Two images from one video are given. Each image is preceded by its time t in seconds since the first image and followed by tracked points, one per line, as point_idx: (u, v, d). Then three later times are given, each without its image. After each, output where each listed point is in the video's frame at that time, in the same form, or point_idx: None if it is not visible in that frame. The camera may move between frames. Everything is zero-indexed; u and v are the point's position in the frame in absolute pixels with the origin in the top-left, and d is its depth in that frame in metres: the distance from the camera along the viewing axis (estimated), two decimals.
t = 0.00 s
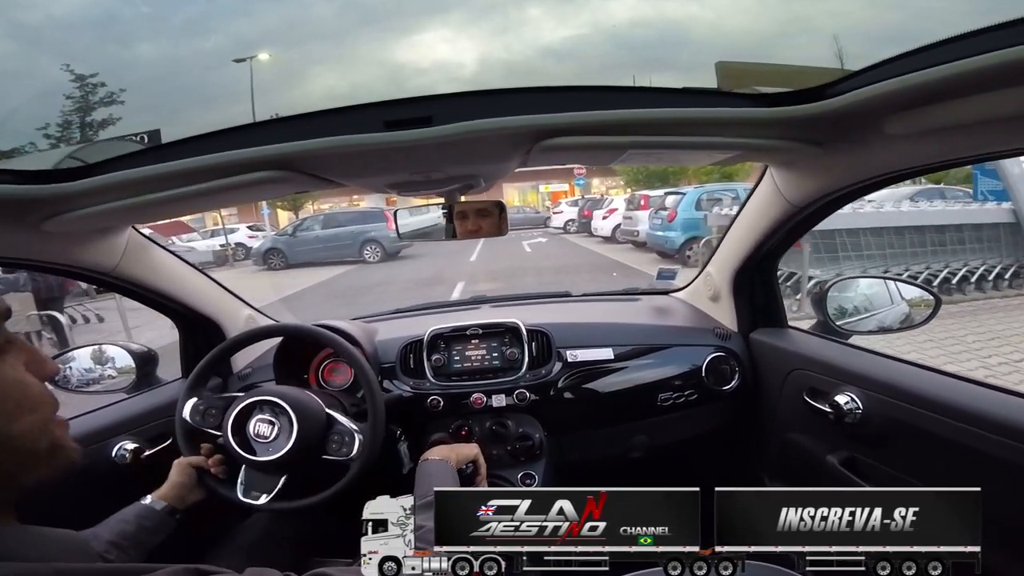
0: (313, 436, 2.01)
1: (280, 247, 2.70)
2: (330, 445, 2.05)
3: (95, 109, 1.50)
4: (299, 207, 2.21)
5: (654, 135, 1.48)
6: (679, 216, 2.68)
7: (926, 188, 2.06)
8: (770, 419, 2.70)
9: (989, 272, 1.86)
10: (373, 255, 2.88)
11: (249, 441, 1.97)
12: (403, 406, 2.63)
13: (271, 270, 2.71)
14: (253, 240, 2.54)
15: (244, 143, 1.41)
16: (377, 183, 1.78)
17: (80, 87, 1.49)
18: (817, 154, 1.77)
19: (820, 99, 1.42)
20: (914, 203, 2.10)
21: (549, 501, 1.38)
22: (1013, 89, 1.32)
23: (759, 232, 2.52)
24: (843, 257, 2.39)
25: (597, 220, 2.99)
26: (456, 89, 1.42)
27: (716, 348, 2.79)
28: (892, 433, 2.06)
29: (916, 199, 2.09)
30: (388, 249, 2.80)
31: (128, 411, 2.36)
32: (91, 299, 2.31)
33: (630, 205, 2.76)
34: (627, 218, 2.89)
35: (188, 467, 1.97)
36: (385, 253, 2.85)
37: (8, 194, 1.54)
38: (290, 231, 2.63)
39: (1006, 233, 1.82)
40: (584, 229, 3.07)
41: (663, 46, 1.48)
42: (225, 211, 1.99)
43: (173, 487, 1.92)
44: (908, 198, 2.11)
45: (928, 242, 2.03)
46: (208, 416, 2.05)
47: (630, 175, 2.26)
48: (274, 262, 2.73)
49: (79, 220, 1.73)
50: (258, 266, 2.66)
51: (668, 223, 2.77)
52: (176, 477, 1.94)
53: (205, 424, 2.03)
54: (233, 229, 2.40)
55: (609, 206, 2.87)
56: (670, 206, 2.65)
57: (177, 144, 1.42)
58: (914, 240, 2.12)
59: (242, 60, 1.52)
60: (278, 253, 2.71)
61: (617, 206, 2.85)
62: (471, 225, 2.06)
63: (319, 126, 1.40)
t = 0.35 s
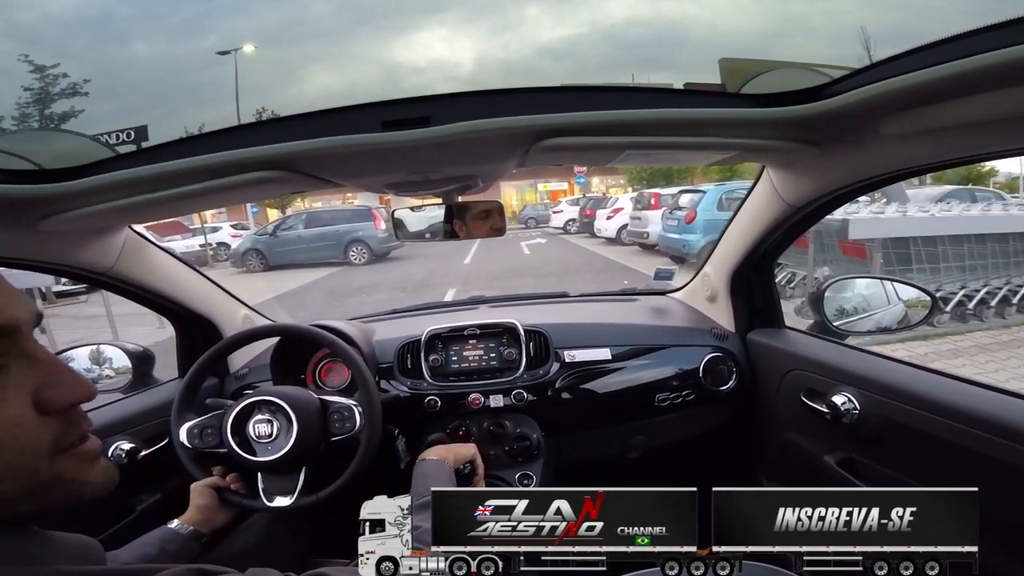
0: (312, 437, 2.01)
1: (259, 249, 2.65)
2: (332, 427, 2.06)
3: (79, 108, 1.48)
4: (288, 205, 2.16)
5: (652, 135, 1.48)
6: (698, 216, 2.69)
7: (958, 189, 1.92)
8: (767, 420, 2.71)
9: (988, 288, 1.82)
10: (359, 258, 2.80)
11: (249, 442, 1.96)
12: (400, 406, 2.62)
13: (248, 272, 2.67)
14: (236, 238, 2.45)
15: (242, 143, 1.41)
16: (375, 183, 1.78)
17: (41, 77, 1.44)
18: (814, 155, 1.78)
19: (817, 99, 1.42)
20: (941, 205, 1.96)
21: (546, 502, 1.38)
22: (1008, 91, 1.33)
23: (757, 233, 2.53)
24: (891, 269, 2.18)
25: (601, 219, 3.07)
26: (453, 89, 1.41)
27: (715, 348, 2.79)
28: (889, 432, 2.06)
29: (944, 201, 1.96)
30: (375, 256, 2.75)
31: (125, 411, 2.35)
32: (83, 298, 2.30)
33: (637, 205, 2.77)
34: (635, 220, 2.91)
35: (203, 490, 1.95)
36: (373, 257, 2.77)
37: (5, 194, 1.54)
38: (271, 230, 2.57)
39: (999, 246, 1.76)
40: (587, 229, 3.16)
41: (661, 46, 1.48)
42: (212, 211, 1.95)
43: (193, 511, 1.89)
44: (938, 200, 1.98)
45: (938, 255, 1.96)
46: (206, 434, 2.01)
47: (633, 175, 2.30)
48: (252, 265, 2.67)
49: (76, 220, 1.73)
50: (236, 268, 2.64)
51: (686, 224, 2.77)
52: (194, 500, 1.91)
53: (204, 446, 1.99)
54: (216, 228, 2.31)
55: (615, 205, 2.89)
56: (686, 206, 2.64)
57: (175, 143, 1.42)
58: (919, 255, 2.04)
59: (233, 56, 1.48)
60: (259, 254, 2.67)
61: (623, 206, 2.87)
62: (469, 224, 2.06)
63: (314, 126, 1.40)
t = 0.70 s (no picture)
0: (309, 436, 2.00)
1: (245, 250, 2.64)
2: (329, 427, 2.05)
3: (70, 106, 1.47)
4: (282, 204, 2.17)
5: (649, 135, 1.48)
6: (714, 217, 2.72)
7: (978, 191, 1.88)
8: (764, 418, 2.71)
9: (1012, 303, 1.75)
10: (349, 260, 2.84)
11: (247, 439, 1.97)
12: (398, 405, 2.62)
13: (233, 273, 2.66)
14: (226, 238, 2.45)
15: (237, 142, 1.40)
16: (372, 182, 1.77)
17: (12, 71, 1.45)
18: (810, 155, 1.78)
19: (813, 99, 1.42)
20: (964, 207, 1.91)
21: (543, 501, 1.38)
22: (1007, 90, 1.33)
23: (755, 232, 2.53)
24: (954, 280, 1.92)
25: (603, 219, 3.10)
26: (451, 87, 1.40)
27: (712, 347, 2.80)
28: (885, 431, 2.06)
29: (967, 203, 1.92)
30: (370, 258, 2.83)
31: (122, 409, 2.34)
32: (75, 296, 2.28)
33: (644, 205, 2.82)
34: (642, 220, 2.91)
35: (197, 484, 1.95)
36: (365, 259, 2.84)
37: None
38: (258, 230, 2.55)
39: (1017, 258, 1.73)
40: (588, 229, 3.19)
41: (661, 46, 1.47)
42: (204, 211, 1.96)
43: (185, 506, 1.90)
44: (960, 202, 1.94)
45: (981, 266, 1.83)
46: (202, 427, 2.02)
47: (634, 175, 2.32)
48: (238, 266, 2.67)
49: (71, 218, 1.72)
50: (221, 270, 2.63)
51: (701, 224, 2.79)
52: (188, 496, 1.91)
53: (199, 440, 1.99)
54: (206, 228, 2.31)
55: (619, 205, 2.89)
56: (698, 206, 2.72)
57: (171, 142, 1.41)
58: (973, 266, 1.85)
59: (223, 51, 1.43)
60: (245, 256, 2.66)
61: (629, 206, 2.87)
62: (466, 221, 2.07)
63: (310, 125, 1.39)
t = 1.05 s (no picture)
0: (308, 435, 2.00)
1: (239, 250, 2.62)
2: (328, 426, 2.05)
3: (69, 106, 1.47)
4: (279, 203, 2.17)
5: (647, 134, 1.48)
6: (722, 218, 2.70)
7: (988, 192, 1.88)
8: (763, 417, 2.71)
9: None
10: (345, 260, 2.80)
11: (246, 439, 1.97)
12: (398, 404, 2.62)
13: (227, 274, 2.65)
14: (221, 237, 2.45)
15: (233, 142, 1.40)
16: (371, 181, 1.77)
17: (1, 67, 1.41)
18: (808, 155, 1.79)
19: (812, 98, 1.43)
20: (974, 209, 1.92)
21: (540, 502, 1.38)
22: (1003, 90, 1.33)
23: (754, 232, 2.53)
24: (991, 289, 1.86)
25: (603, 220, 3.22)
26: (450, 87, 1.40)
27: (710, 345, 2.80)
28: (884, 431, 2.07)
29: (977, 207, 1.92)
30: (366, 258, 2.81)
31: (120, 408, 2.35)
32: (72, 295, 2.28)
33: (649, 206, 2.82)
34: (644, 220, 2.94)
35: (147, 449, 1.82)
36: (362, 259, 2.80)
37: None
38: (251, 229, 2.51)
39: None
40: (588, 230, 3.31)
41: (660, 47, 1.46)
42: (199, 211, 1.97)
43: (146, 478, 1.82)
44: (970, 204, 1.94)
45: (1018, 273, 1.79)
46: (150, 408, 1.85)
47: (637, 175, 2.33)
48: (231, 267, 2.65)
49: (70, 218, 1.72)
50: (215, 270, 2.64)
51: (707, 225, 2.79)
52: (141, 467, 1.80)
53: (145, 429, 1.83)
54: (200, 228, 2.30)
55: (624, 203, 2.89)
56: (704, 206, 2.72)
57: (168, 141, 1.41)
58: (1013, 272, 1.80)
59: (220, 49, 1.43)
60: (238, 257, 2.64)
61: (632, 205, 2.86)
62: (467, 224, 2.07)
63: (308, 125, 1.39)
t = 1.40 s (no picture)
0: (307, 434, 2.00)
1: (237, 250, 2.56)
2: (326, 424, 2.05)
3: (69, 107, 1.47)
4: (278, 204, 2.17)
5: (647, 134, 1.47)
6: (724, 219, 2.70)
7: (992, 192, 1.88)
8: (762, 417, 2.71)
9: None
10: (344, 262, 2.81)
11: (246, 438, 1.97)
12: (398, 404, 2.62)
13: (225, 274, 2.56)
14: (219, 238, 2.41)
15: (231, 141, 1.40)
16: (370, 180, 1.77)
17: None
18: (807, 154, 1.79)
19: (812, 97, 1.42)
20: (978, 209, 1.93)
21: (538, 502, 1.38)
22: (1002, 90, 1.33)
23: (753, 231, 2.53)
24: (1000, 290, 1.87)
25: (603, 220, 3.12)
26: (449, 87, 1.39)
27: (710, 344, 2.80)
28: (882, 430, 2.07)
29: (982, 207, 1.92)
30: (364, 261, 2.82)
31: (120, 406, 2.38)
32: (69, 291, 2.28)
33: (649, 206, 2.79)
34: (644, 220, 2.90)
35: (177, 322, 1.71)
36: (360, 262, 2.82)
37: None
38: (251, 229, 2.50)
39: None
40: (588, 230, 3.23)
41: (658, 48, 1.47)
42: (198, 211, 1.97)
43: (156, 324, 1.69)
44: (974, 204, 1.95)
45: None
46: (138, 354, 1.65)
47: (637, 175, 2.32)
48: (229, 268, 2.59)
49: (69, 217, 1.72)
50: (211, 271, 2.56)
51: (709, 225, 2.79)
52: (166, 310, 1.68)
53: (125, 399, 1.67)
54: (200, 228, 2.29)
55: (624, 205, 2.88)
56: (704, 207, 2.73)
57: (166, 141, 1.41)
58: None
59: (218, 49, 1.43)
60: (235, 258, 2.56)
61: (633, 206, 2.85)
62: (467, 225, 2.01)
63: (307, 123, 1.39)
